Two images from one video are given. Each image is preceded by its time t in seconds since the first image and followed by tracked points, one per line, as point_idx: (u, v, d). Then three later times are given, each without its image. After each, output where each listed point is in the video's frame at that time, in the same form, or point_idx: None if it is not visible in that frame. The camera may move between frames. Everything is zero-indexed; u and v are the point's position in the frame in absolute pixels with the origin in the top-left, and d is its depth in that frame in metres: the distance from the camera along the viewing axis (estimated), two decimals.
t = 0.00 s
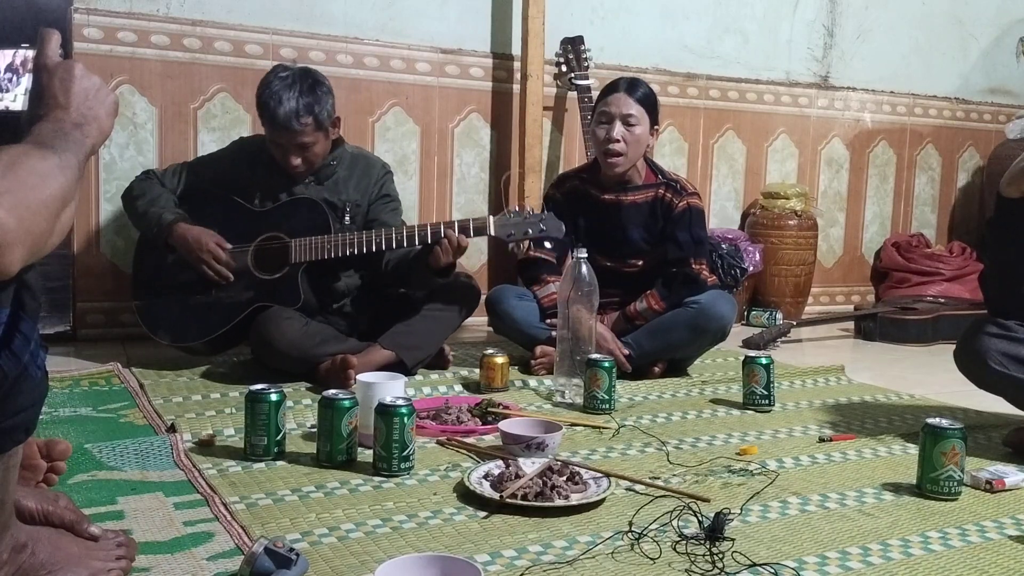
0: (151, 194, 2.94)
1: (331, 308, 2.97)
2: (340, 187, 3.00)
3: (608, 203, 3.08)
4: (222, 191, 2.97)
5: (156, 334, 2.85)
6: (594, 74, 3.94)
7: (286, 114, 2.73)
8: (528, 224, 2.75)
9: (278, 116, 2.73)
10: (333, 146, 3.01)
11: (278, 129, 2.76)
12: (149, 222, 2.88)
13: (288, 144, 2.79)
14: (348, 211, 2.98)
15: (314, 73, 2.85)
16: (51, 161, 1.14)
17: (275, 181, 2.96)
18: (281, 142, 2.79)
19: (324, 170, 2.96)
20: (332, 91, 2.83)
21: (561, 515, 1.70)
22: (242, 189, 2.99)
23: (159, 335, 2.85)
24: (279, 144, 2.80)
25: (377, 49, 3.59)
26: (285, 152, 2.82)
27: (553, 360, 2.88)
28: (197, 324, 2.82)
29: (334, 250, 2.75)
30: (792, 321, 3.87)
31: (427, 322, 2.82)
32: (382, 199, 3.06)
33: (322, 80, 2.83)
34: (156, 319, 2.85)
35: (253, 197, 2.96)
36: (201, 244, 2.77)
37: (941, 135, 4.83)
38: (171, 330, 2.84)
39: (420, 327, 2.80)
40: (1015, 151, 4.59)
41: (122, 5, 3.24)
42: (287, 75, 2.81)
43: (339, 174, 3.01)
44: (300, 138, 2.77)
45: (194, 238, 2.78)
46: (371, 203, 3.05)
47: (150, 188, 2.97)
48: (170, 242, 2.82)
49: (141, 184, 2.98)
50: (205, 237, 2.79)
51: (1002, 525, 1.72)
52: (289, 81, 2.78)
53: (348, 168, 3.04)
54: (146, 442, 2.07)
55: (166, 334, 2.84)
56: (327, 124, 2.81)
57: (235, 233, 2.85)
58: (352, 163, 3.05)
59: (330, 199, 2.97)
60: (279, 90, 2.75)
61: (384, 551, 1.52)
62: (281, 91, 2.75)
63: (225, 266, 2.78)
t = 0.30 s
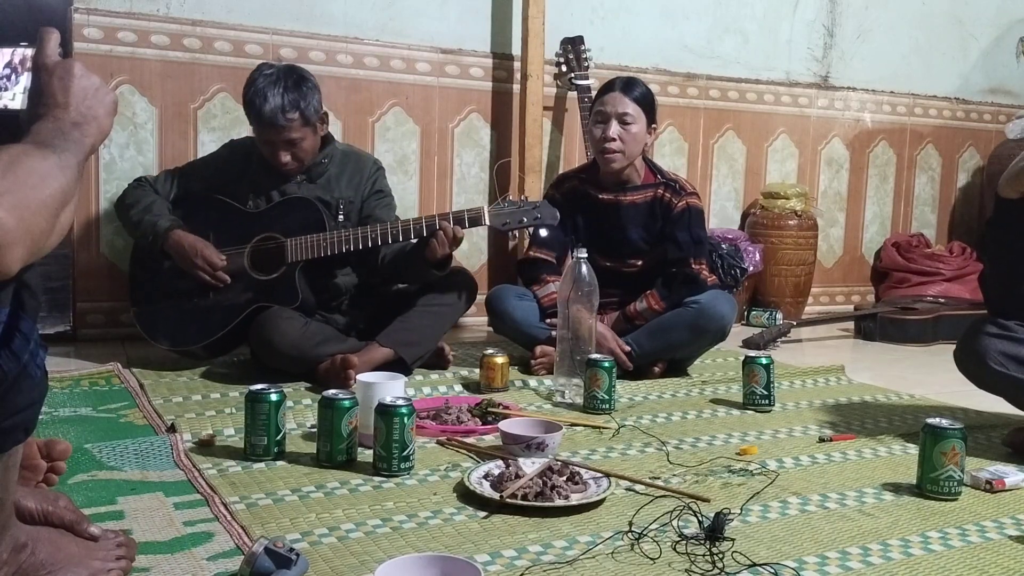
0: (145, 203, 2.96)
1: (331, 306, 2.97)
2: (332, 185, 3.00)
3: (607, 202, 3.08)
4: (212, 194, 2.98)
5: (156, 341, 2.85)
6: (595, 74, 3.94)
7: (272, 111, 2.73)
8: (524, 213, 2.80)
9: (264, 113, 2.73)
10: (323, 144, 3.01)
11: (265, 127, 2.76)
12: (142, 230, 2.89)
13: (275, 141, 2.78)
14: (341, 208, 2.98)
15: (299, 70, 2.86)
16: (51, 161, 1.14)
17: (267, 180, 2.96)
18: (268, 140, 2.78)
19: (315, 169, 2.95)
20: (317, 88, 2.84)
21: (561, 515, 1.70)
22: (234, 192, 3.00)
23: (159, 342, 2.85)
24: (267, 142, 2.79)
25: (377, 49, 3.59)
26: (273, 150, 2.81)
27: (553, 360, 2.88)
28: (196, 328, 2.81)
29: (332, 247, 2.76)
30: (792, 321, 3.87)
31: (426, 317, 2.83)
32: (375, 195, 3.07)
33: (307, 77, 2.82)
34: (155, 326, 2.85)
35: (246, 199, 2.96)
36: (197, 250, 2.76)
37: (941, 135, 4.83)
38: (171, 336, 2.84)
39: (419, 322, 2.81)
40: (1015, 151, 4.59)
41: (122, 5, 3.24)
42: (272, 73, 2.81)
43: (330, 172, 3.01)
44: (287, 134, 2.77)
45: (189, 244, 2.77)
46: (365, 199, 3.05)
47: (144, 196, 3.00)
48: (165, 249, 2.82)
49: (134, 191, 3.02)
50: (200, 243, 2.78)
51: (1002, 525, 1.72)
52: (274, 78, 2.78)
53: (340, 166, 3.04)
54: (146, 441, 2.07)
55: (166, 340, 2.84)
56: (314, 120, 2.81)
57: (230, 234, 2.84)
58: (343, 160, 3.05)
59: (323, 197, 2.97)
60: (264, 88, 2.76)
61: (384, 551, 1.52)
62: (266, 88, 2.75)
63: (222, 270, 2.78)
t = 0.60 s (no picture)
0: (140, 207, 2.95)
1: (331, 306, 2.97)
2: (331, 185, 3.00)
3: (605, 202, 3.08)
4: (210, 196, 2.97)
5: (156, 343, 2.84)
6: (595, 74, 3.94)
7: (268, 112, 2.72)
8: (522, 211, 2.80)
9: (260, 114, 2.73)
10: (322, 144, 3.01)
11: (261, 128, 2.76)
12: (140, 234, 2.88)
13: (272, 142, 2.78)
14: (340, 208, 2.99)
15: (294, 71, 2.86)
16: (48, 159, 1.14)
17: (265, 180, 2.96)
18: (265, 141, 2.78)
19: (314, 169, 2.96)
20: (312, 88, 2.83)
21: (561, 515, 1.70)
22: (233, 193, 3.00)
23: (159, 343, 2.84)
24: (264, 143, 2.79)
25: (377, 49, 3.59)
26: (270, 151, 2.81)
27: (553, 360, 2.88)
28: (197, 328, 2.81)
29: (331, 247, 2.76)
30: (792, 322, 3.87)
31: (427, 315, 2.84)
32: (374, 194, 3.06)
33: (302, 77, 2.82)
34: (155, 327, 2.85)
35: (245, 200, 2.96)
36: (194, 251, 2.76)
37: (941, 135, 4.83)
38: (171, 337, 2.83)
39: (419, 321, 2.81)
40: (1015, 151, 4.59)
41: (122, 5, 3.24)
42: (267, 74, 2.81)
43: (329, 172, 3.01)
44: (284, 135, 2.77)
45: (186, 246, 2.78)
46: (364, 198, 3.05)
47: (141, 199, 2.99)
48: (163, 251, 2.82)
49: (131, 195, 3.01)
50: (197, 245, 2.78)
51: (1002, 525, 1.72)
52: (269, 80, 2.79)
53: (338, 166, 3.04)
54: (146, 442, 2.07)
55: (166, 342, 2.83)
56: (310, 120, 2.81)
57: (229, 236, 2.84)
58: (342, 160, 3.05)
59: (322, 197, 2.98)
60: (260, 90, 2.75)
61: (384, 551, 1.52)
62: (261, 90, 2.75)
63: (220, 271, 2.78)
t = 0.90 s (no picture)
0: (144, 203, 2.95)
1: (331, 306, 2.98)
2: (333, 185, 3.00)
3: (604, 203, 3.08)
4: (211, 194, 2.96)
5: (157, 341, 2.85)
6: (595, 73, 3.94)
7: (271, 111, 2.72)
8: (524, 215, 2.80)
9: (263, 113, 2.73)
10: (324, 143, 3.01)
11: (263, 127, 2.76)
12: (142, 230, 2.88)
13: (275, 141, 2.78)
14: (342, 208, 2.99)
15: (297, 70, 2.85)
16: (41, 155, 1.14)
17: (266, 179, 2.96)
18: (267, 140, 2.78)
19: (316, 169, 2.96)
20: (316, 87, 2.83)
21: (561, 515, 1.70)
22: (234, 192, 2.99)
23: (159, 341, 2.85)
24: (267, 143, 2.79)
25: (377, 50, 3.59)
26: (273, 150, 2.81)
27: (553, 360, 2.88)
28: (197, 328, 2.82)
29: (332, 248, 2.75)
30: (792, 322, 3.87)
31: (426, 314, 2.84)
32: (375, 195, 3.06)
33: (305, 76, 2.82)
34: (155, 326, 2.85)
35: (246, 199, 2.96)
36: (197, 248, 2.76)
37: (941, 135, 4.83)
38: (171, 336, 2.84)
39: (419, 320, 2.81)
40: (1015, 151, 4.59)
41: (122, 5, 3.23)
42: (270, 73, 2.81)
43: (331, 172, 3.01)
44: (286, 134, 2.76)
45: (189, 243, 2.77)
46: (365, 198, 3.05)
47: (143, 196, 2.99)
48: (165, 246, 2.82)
49: (134, 191, 3.01)
50: (201, 242, 2.78)
51: (1002, 525, 1.72)
52: (272, 78, 2.78)
53: (340, 166, 3.04)
54: (146, 441, 2.07)
55: (166, 340, 2.84)
56: (313, 120, 2.81)
57: (231, 235, 2.84)
58: (344, 160, 3.05)
59: (323, 197, 2.98)
60: (263, 88, 2.75)
61: (384, 551, 1.52)
62: (264, 88, 2.75)
63: (222, 270, 2.77)
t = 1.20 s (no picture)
0: (151, 197, 2.94)
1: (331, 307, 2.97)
2: (339, 187, 3.00)
3: (604, 202, 3.08)
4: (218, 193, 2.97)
5: (157, 336, 2.85)
6: (595, 73, 3.94)
7: (279, 112, 2.73)
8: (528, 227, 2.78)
9: (271, 113, 2.73)
10: (332, 145, 3.02)
11: (271, 127, 2.76)
12: (148, 225, 2.88)
13: (283, 141, 2.78)
14: (347, 210, 2.99)
15: (307, 71, 2.85)
16: (36, 152, 1.14)
17: (273, 180, 2.97)
18: (275, 140, 2.79)
19: (322, 170, 2.97)
20: (325, 89, 2.83)
21: (561, 515, 1.70)
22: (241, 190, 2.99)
23: (159, 336, 2.85)
24: (275, 143, 2.80)
25: (377, 49, 3.59)
26: (280, 150, 2.81)
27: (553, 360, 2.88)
28: (197, 326, 2.81)
29: (333, 251, 2.75)
30: (792, 322, 3.87)
31: (428, 319, 2.86)
32: (382, 199, 3.05)
33: (315, 78, 2.82)
34: (156, 322, 2.85)
35: (252, 197, 2.97)
36: (201, 245, 2.78)
37: (941, 135, 4.83)
38: (171, 331, 2.83)
39: (420, 324, 2.83)
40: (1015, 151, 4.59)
41: (122, 5, 3.23)
42: (279, 73, 2.81)
43: (338, 173, 3.02)
44: (294, 135, 2.76)
45: (195, 240, 2.79)
46: (371, 201, 3.05)
47: (148, 190, 2.97)
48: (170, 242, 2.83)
49: (139, 185, 2.99)
50: (206, 240, 2.79)
51: (1002, 525, 1.72)
52: (281, 79, 2.78)
53: (347, 168, 3.04)
54: (146, 442, 2.07)
55: (166, 336, 2.83)
56: (321, 121, 2.80)
57: (236, 234, 2.84)
58: (351, 163, 3.05)
59: (329, 199, 2.98)
60: (272, 88, 2.76)
61: (384, 551, 1.52)
62: (273, 89, 2.75)
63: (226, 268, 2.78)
